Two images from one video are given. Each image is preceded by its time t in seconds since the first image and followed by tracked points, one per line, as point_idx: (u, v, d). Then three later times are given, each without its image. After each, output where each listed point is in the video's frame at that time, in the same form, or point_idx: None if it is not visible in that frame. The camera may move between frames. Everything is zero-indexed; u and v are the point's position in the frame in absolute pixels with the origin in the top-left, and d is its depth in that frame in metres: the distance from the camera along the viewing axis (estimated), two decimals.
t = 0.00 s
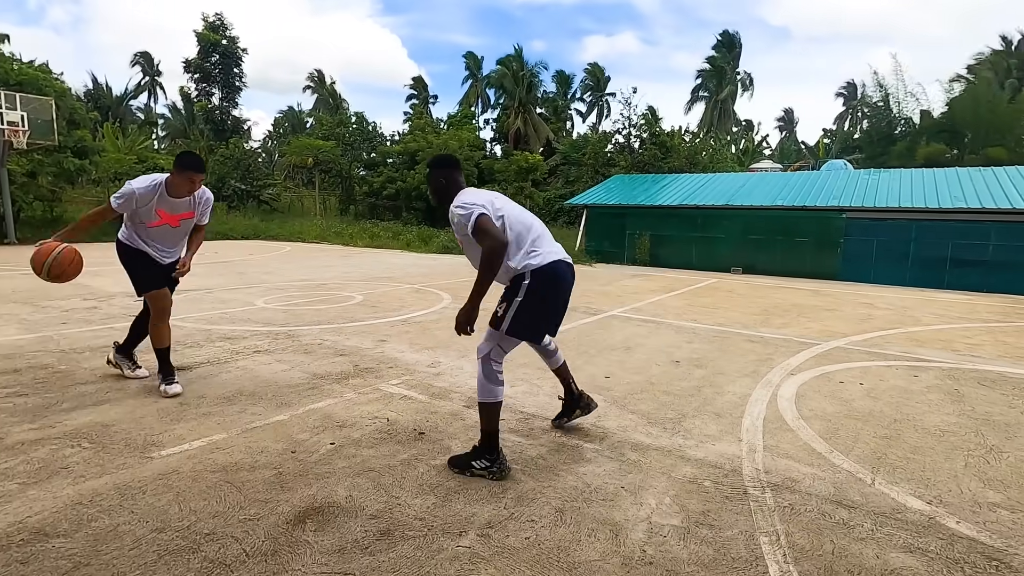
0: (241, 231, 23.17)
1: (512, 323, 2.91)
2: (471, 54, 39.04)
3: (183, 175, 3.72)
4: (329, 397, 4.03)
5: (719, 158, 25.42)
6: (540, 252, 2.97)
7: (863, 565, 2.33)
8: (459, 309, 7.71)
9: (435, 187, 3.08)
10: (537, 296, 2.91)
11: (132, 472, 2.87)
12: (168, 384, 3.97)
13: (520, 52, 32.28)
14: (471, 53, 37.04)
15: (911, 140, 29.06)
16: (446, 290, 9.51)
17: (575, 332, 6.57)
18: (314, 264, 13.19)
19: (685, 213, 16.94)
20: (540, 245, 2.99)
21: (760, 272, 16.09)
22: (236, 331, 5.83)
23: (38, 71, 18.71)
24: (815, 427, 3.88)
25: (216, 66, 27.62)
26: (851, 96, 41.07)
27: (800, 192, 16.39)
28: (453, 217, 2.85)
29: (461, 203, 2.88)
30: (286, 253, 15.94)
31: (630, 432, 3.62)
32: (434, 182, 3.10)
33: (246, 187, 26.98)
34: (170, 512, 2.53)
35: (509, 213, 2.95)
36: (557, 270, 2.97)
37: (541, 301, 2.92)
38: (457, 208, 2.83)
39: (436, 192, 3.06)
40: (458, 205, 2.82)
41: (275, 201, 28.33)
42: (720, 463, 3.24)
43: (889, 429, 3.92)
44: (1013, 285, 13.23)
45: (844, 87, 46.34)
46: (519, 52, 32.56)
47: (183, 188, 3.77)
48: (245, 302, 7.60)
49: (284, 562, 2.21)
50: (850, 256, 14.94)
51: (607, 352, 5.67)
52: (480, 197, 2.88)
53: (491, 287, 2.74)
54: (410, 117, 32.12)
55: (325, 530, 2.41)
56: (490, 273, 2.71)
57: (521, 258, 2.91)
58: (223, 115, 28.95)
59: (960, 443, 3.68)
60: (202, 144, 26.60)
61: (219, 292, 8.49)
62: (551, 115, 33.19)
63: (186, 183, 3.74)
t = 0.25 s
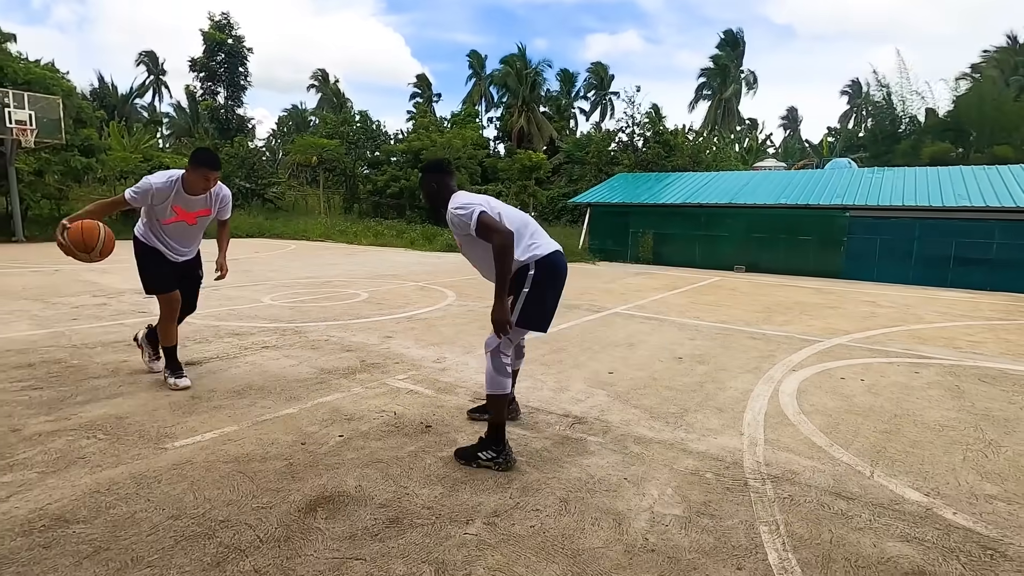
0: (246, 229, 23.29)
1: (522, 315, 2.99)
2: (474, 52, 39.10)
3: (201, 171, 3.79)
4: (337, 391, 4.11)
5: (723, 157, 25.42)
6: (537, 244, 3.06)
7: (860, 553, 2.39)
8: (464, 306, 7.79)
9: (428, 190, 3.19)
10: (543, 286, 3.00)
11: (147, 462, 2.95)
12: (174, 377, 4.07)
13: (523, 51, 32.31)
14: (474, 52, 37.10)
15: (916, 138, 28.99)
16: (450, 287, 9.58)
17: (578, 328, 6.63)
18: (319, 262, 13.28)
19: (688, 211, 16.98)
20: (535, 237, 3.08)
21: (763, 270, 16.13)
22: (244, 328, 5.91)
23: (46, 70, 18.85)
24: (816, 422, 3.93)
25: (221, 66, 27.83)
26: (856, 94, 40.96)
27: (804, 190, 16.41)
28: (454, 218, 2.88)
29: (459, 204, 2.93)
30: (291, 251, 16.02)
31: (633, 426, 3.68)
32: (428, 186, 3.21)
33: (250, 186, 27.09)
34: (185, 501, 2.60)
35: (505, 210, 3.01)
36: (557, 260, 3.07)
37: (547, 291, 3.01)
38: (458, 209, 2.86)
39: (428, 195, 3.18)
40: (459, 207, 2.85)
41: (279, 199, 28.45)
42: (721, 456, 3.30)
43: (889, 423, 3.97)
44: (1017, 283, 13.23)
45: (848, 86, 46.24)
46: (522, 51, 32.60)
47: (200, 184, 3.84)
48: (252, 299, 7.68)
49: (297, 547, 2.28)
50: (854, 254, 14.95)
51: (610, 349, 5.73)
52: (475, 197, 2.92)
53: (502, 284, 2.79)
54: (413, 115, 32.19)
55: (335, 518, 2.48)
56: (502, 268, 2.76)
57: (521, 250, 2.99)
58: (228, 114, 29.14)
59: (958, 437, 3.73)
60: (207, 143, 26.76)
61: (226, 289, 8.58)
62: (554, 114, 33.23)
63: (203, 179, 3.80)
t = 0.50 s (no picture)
0: (248, 228, 23.40)
1: (542, 304, 3.04)
2: (476, 51, 39.14)
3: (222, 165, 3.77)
4: (338, 385, 4.18)
5: (724, 155, 25.44)
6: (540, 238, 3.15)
7: (846, 541, 2.46)
8: (465, 303, 7.86)
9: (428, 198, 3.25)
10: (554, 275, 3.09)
11: (153, 452, 3.03)
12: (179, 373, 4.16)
13: (526, 50, 32.35)
14: (476, 51, 37.20)
15: (919, 137, 28.96)
16: (451, 285, 9.66)
17: (578, 325, 6.70)
18: (321, 260, 13.35)
19: (689, 209, 17.03)
20: (537, 231, 3.17)
21: (764, 268, 16.16)
22: (247, 324, 5.99)
23: (50, 69, 18.97)
24: (809, 416, 3.99)
25: (224, 64, 28.03)
26: (859, 93, 40.89)
27: (805, 189, 16.44)
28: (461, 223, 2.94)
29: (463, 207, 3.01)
30: (293, 249, 16.10)
31: (628, 420, 3.75)
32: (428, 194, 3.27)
33: (253, 185, 27.19)
34: (190, 489, 2.68)
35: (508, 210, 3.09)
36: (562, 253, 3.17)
37: (558, 279, 3.10)
38: (464, 213, 2.92)
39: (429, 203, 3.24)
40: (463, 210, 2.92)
41: (282, 198, 28.56)
42: (715, 448, 3.36)
43: (883, 418, 4.03)
44: (1018, 282, 13.25)
45: (851, 85, 46.14)
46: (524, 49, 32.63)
47: (222, 178, 3.85)
48: (254, 296, 7.76)
49: (298, 533, 2.35)
50: (854, 252, 14.98)
51: (608, 345, 5.79)
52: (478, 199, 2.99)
53: (515, 278, 2.87)
54: (415, 114, 32.25)
55: (336, 506, 2.55)
56: (514, 264, 2.84)
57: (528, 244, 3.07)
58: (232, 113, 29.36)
59: (950, 431, 3.78)
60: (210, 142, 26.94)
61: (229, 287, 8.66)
62: (556, 112, 33.29)
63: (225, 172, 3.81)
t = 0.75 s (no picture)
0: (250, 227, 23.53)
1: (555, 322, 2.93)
2: (477, 50, 39.16)
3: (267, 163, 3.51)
4: (336, 382, 4.24)
5: (725, 154, 25.47)
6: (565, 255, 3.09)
7: (831, 532, 2.51)
8: (464, 302, 7.92)
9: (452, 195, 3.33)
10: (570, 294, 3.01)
11: (155, 446, 3.10)
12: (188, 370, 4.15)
13: (527, 49, 32.40)
14: (477, 50, 37.26)
15: (920, 136, 28.96)
16: (451, 283, 9.72)
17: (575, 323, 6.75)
18: (322, 259, 13.41)
19: (689, 209, 17.08)
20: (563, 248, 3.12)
21: (763, 268, 16.20)
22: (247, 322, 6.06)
23: (52, 69, 19.04)
24: (801, 412, 4.05)
25: (226, 63, 28.24)
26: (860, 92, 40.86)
27: (804, 188, 16.48)
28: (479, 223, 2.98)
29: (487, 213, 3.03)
30: (294, 248, 16.18)
31: (622, 415, 3.80)
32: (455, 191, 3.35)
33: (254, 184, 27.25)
34: (190, 481, 2.74)
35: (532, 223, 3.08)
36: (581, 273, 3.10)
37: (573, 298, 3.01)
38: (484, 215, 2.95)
39: (453, 201, 3.33)
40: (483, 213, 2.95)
41: (283, 197, 28.66)
42: (706, 443, 3.42)
43: (873, 414, 4.08)
44: (1017, 281, 13.28)
45: (853, 84, 46.10)
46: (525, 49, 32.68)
47: (264, 178, 3.58)
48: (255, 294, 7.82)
49: (296, 523, 2.41)
50: (853, 251, 15.02)
51: (604, 343, 5.85)
52: (502, 205, 3.01)
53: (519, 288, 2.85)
54: (416, 113, 32.30)
55: (333, 497, 2.62)
56: (521, 275, 2.81)
57: (548, 258, 3.03)
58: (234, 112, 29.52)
59: (939, 427, 3.84)
60: (212, 141, 27.06)
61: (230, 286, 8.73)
62: (557, 112, 33.34)
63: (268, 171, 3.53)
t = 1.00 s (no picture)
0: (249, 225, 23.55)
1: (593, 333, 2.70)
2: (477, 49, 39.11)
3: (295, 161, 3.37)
4: (335, 379, 4.25)
5: (724, 153, 25.47)
6: (613, 264, 2.80)
7: (826, 529, 2.53)
8: (463, 300, 7.93)
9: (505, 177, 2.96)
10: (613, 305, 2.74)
11: (154, 443, 3.11)
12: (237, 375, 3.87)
13: (526, 48, 32.39)
14: (476, 49, 37.25)
15: (920, 136, 28.97)
16: (450, 282, 9.72)
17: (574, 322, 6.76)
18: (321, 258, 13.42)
19: (688, 208, 17.09)
20: (613, 256, 2.82)
21: (762, 267, 16.21)
22: (246, 321, 6.07)
23: (51, 66, 19.05)
24: (798, 410, 4.07)
25: (225, 62, 28.31)
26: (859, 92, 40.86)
27: (803, 187, 16.50)
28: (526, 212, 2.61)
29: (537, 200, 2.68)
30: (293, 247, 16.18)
31: (619, 413, 3.82)
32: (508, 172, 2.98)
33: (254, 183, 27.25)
34: (189, 478, 2.75)
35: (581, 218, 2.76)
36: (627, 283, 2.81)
37: (615, 312, 2.75)
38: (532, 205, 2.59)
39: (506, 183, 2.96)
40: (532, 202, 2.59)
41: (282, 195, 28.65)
42: (703, 441, 3.43)
43: (870, 412, 4.10)
44: (1015, 280, 13.30)
45: (852, 84, 46.08)
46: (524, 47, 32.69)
47: (296, 177, 3.40)
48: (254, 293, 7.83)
49: (294, 520, 2.43)
50: (852, 251, 15.04)
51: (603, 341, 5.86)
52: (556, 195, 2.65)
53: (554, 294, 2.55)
54: (416, 112, 32.28)
55: (332, 494, 2.63)
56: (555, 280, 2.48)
57: (595, 263, 2.74)
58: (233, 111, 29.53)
59: (936, 425, 3.85)
60: (210, 139, 27.05)
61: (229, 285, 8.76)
62: (556, 111, 33.35)
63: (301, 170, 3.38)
